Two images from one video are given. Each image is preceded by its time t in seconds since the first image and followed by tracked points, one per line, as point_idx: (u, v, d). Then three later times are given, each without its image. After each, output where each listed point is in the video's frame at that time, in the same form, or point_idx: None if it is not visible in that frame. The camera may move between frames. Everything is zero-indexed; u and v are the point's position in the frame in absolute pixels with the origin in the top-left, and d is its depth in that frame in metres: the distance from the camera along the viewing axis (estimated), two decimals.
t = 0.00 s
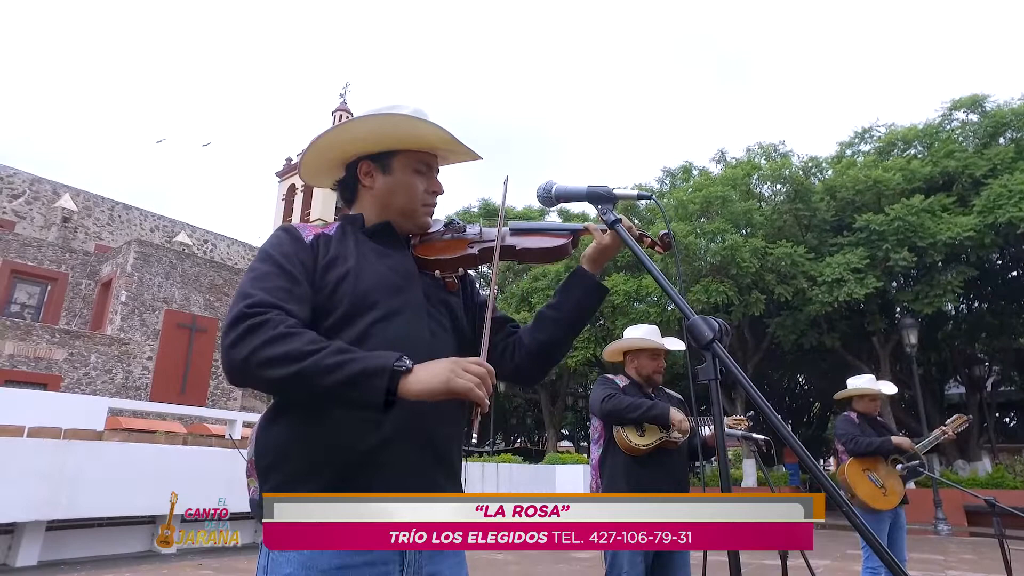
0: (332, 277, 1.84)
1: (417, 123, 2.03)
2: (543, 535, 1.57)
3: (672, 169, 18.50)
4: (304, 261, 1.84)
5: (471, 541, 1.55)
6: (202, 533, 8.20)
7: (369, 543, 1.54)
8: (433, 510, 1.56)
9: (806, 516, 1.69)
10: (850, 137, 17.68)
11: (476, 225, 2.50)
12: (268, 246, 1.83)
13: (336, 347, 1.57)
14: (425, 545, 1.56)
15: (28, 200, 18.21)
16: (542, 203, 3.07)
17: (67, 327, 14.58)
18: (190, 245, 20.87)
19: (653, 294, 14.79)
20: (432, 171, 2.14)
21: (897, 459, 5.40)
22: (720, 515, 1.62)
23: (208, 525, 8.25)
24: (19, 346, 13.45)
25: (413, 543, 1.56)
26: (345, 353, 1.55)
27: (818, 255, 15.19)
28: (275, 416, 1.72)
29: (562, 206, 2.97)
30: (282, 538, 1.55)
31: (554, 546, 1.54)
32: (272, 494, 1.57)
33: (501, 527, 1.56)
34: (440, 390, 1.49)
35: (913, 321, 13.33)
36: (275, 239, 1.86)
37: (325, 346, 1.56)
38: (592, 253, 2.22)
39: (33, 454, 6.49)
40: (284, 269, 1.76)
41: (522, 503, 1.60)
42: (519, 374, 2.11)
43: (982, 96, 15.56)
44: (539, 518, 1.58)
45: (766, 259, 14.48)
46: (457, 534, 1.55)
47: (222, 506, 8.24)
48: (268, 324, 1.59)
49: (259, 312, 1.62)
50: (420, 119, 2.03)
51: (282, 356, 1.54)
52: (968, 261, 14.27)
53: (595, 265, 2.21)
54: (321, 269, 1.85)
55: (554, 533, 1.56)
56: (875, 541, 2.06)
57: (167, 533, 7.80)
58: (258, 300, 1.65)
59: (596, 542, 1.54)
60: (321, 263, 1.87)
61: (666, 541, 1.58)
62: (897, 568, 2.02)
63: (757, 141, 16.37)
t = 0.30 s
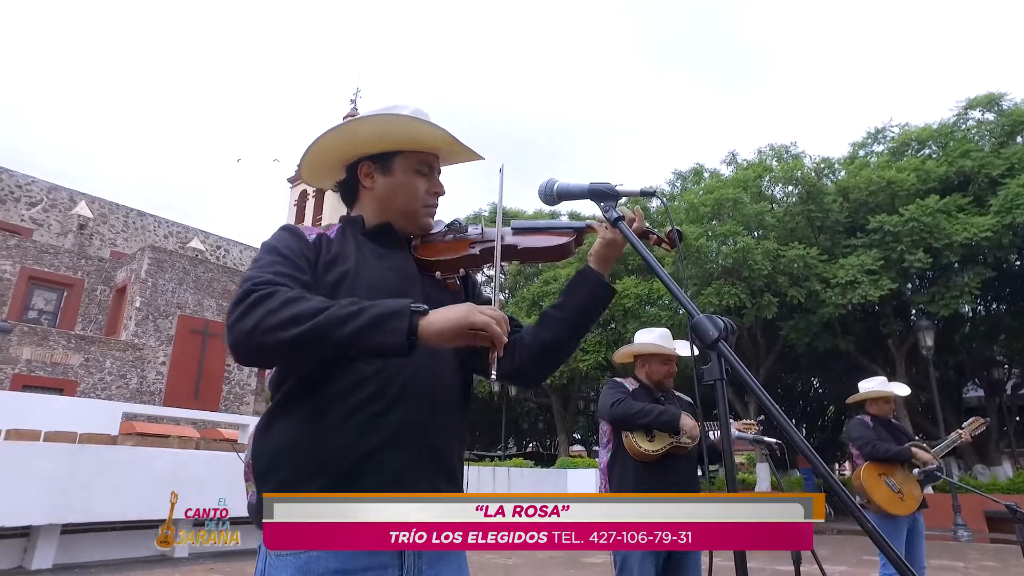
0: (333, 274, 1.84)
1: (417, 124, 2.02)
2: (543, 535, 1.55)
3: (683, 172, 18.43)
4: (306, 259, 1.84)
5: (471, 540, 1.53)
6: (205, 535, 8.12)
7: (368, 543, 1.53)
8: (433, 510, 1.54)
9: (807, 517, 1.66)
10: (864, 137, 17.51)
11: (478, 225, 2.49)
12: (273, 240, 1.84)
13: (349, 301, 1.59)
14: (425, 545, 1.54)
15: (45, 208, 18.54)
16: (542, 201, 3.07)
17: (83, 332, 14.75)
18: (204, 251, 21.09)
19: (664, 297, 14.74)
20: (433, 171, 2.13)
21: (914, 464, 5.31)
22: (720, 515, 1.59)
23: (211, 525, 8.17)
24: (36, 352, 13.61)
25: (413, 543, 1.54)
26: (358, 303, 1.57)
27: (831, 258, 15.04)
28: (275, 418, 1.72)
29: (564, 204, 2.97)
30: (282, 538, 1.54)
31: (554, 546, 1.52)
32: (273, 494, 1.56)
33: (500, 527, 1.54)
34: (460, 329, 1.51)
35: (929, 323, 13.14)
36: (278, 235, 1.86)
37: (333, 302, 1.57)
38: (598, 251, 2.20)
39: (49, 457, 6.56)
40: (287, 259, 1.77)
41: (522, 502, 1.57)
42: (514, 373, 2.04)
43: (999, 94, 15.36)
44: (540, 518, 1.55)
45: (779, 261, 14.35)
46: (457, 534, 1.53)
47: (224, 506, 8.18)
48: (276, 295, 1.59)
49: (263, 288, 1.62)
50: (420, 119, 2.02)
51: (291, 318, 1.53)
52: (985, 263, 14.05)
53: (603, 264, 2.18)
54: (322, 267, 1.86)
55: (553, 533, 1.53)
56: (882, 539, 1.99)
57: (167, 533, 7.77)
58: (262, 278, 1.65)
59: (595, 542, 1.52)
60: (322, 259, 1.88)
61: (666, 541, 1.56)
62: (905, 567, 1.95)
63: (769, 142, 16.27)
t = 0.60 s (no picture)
0: (334, 273, 1.84)
1: (417, 124, 2.02)
2: (542, 535, 1.54)
3: (691, 174, 18.40)
4: (307, 260, 1.84)
5: (470, 541, 1.52)
6: (206, 535, 8.05)
7: (369, 543, 1.52)
8: (434, 509, 1.54)
9: (808, 517, 1.65)
10: (873, 138, 17.39)
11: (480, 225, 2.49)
12: (273, 241, 1.84)
13: (347, 297, 1.59)
14: (425, 545, 1.53)
15: (57, 214, 18.73)
16: (542, 200, 3.06)
17: (94, 337, 14.87)
18: (213, 256, 21.24)
19: (671, 300, 14.69)
20: (434, 170, 2.13)
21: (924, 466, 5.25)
22: (721, 515, 1.58)
23: (210, 524, 8.09)
24: (47, 356, 13.70)
25: (413, 543, 1.53)
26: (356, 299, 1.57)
27: (840, 259, 14.93)
28: (275, 420, 1.71)
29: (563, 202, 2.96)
30: (283, 538, 1.53)
31: (553, 546, 1.51)
32: (273, 494, 1.55)
33: (500, 527, 1.53)
34: (460, 320, 1.49)
35: (940, 325, 13.01)
36: (279, 236, 1.86)
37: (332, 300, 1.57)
38: (597, 246, 2.20)
39: (60, 460, 6.61)
40: (288, 259, 1.77)
41: (522, 502, 1.56)
42: (517, 374, 2.05)
43: (1010, 93, 15.22)
44: (539, 518, 1.54)
45: (787, 263, 14.28)
46: (456, 534, 1.52)
47: (223, 506, 8.10)
48: (275, 295, 1.59)
49: (263, 288, 1.62)
50: (419, 118, 2.02)
51: (293, 316, 1.53)
52: (997, 264, 13.91)
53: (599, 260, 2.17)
54: (322, 268, 1.86)
55: (553, 533, 1.52)
56: (884, 540, 1.95)
57: (167, 534, 7.77)
58: (262, 277, 1.66)
59: (596, 542, 1.51)
60: (322, 259, 1.88)
61: (666, 541, 1.55)
62: (909, 568, 1.91)
63: (776, 144, 16.20)
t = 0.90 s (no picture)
0: (335, 278, 1.84)
1: (422, 127, 2.03)
2: (542, 535, 1.53)
3: (694, 176, 18.40)
4: (306, 264, 1.84)
5: (470, 541, 1.52)
6: (206, 535, 8.00)
7: (368, 542, 1.52)
8: (434, 509, 1.54)
9: (807, 517, 1.64)
10: (876, 140, 17.37)
11: (485, 230, 2.49)
12: (272, 246, 1.84)
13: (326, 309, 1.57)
14: (425, 545, 1.53)
15: (63, 217, 18.85)
16: (542, 201, 3.05)
17: (99, 340, 14.91)
18: (217, 259, 21.31)
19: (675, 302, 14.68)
20: (439, 175, 2.13)
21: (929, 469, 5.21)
22: (722, 515, 1.57)
23: (209, 523, 8.01)
24: (52, 359, 13.73)
25: (413, 543, 1.53)
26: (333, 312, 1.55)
27: (844, 261, 14.88)
28: (276, 421, 1.71)
29: (563, 203, 2.96)
30: (282, 538, 1.53)
31: (552, 546, 1.50)
32: (273, 494, 1.55)
33: (500, 527, 1.53)
34: (435, 343, 1.45)
35: (946, 326, 12.95)
36: (278, 241, 1.86)
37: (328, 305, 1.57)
38: (600, 255, 2.19)
39: (66, 462, 6.62)
40: (283, 263, 1.77)
41: (522, 502, 1.56)
42: (521, 379, 2.08)
43: (1016, 94, 15.17)
44: (539, 517, 1.54)
45: (791, 265, 14.25)
46: (456, 534, 1.52)
47: (224, 506, 8.03)
48: (271, 301, 1.59)
49: (247, 294, 1.63)
50: (423, 122, 2.03)
51: (288, 319, 1.54)
52: (1002, 265, 13.85)
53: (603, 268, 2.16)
54: (322, 271, 1.86)
55: (553, 533, 1.52)
56: (887, 543, 1.95)
57: (167, 533, 7.71)
58: (251, 284, 1.66)
59: (596, 542, 1.51)
60: (323, 264, 1.87)
61: (665, 541, 1.55)
62: (910, 570, 1.91)
63: (780, 146, 16.19)
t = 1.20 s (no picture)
0: (344, 281, 1.84)
1: (424, 132, 2.03)
2: (542, 534, 1.53)
3: (695, 179, 18.43)
4: (317, 267, 1.85)
5: (470, 541, 1.52)
6: (206, 535, 7.99)
7: (369, 542, 1.52)
8: (435, 508, 1.53)
9: (807, 517, 1.64)
10: (877, 142, 17.37)
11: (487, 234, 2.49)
12: (282, 251, 1.85)
13: (352, 305, 1.59)
14: (425, 545, 1.53)
15: (64, 220, 18.90)
16: (543, 205, 3.06)
17: (100, 342, 14.93)
18: (218, 262, 21.35)
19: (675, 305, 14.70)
20: (440, 178, 2.14)
21: (931, 472, 5.21)
22: (721, 514, 1.57)
23: (208, 522, 7.98)
24: (54, 361, 13.77)
25: (412, 543, 1.53)
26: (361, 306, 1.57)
27: (845, 263, 14.87)
28: (287, 422, 1.71)
29: (564, 206, 2.97)
30: (283, 538, 1.53)
31: (552, 545, 1.50)
32: (273, 494, 1.55)
33: (500, 527, 1.53)
34: (464, 327, 1.48)
35: (947, 329, 12.94)
36: (288, 244, 1.87)
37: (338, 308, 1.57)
38: (605, 256, 2.19)
39: (68, 465, 6.63)
40: (297, 267, 1.78)
41: (522, 502, 1.56)
42: (525, 380, 2.07)
43: (1016, 97, 15.17)
44: (539, 518, 1.54)
45: (792, 267, 14.25)
46: (456, 534, 1.52)
47: (224, 506, 8.04)
48: (283, 305, 1.60)
49: (266, 298, 1.63)
50: (423, 127, 2.03)
51: (300, 324, 1.54)
52: (1004, 268, 13.83)
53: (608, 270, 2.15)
54: (332, 275, 1.86)
55: (553, 533, 1.52)
56: (888, 545, 1.95)
57: (167, 534, 7.64)
58: (270, 288, 1.66)
59: (595, 542, 1.50)
60: (333, 266, 1.88)
61: (665, 541, 1.55)
62: (912, 572, 1.90)
63: (781, 148, 16.20)
